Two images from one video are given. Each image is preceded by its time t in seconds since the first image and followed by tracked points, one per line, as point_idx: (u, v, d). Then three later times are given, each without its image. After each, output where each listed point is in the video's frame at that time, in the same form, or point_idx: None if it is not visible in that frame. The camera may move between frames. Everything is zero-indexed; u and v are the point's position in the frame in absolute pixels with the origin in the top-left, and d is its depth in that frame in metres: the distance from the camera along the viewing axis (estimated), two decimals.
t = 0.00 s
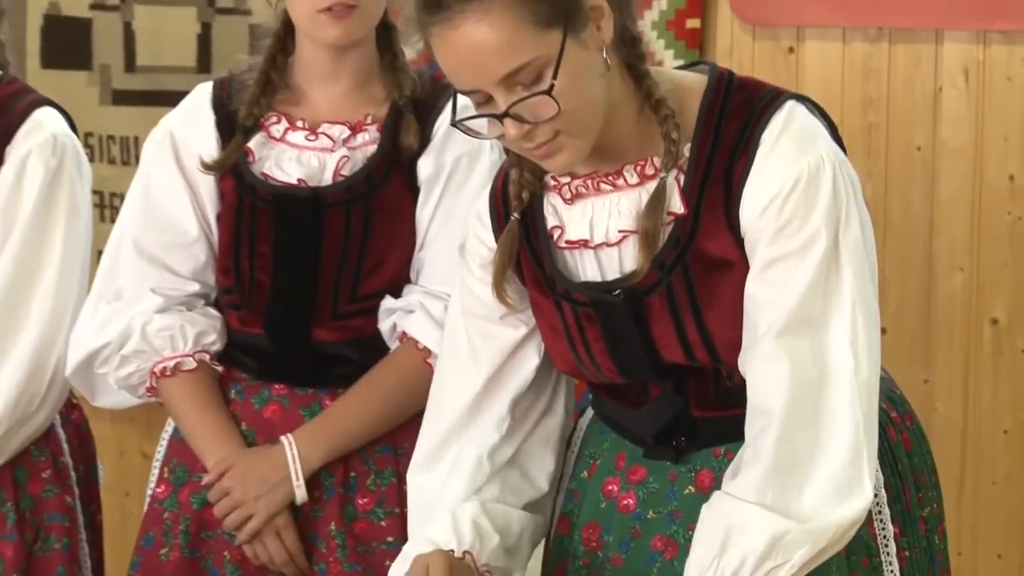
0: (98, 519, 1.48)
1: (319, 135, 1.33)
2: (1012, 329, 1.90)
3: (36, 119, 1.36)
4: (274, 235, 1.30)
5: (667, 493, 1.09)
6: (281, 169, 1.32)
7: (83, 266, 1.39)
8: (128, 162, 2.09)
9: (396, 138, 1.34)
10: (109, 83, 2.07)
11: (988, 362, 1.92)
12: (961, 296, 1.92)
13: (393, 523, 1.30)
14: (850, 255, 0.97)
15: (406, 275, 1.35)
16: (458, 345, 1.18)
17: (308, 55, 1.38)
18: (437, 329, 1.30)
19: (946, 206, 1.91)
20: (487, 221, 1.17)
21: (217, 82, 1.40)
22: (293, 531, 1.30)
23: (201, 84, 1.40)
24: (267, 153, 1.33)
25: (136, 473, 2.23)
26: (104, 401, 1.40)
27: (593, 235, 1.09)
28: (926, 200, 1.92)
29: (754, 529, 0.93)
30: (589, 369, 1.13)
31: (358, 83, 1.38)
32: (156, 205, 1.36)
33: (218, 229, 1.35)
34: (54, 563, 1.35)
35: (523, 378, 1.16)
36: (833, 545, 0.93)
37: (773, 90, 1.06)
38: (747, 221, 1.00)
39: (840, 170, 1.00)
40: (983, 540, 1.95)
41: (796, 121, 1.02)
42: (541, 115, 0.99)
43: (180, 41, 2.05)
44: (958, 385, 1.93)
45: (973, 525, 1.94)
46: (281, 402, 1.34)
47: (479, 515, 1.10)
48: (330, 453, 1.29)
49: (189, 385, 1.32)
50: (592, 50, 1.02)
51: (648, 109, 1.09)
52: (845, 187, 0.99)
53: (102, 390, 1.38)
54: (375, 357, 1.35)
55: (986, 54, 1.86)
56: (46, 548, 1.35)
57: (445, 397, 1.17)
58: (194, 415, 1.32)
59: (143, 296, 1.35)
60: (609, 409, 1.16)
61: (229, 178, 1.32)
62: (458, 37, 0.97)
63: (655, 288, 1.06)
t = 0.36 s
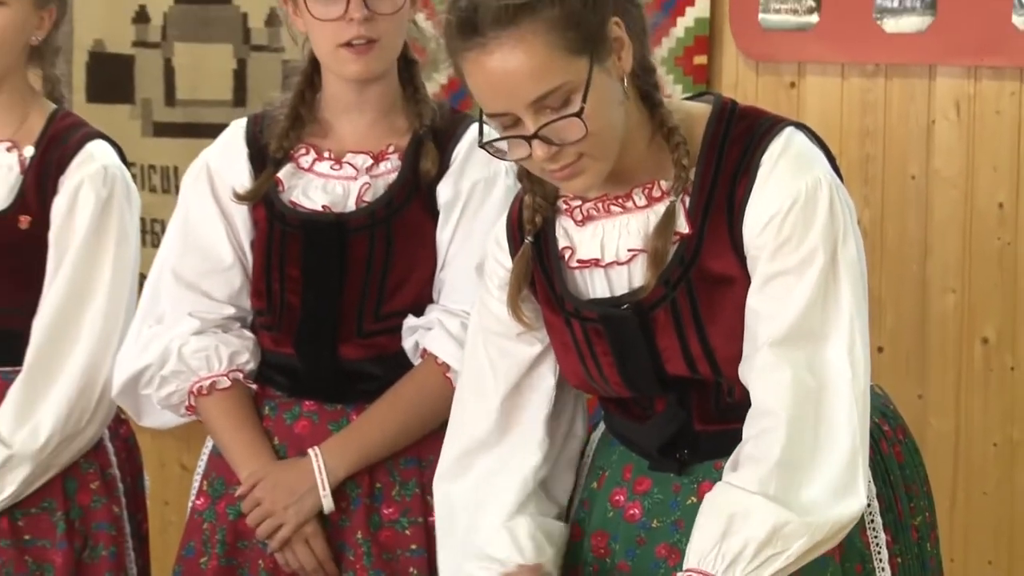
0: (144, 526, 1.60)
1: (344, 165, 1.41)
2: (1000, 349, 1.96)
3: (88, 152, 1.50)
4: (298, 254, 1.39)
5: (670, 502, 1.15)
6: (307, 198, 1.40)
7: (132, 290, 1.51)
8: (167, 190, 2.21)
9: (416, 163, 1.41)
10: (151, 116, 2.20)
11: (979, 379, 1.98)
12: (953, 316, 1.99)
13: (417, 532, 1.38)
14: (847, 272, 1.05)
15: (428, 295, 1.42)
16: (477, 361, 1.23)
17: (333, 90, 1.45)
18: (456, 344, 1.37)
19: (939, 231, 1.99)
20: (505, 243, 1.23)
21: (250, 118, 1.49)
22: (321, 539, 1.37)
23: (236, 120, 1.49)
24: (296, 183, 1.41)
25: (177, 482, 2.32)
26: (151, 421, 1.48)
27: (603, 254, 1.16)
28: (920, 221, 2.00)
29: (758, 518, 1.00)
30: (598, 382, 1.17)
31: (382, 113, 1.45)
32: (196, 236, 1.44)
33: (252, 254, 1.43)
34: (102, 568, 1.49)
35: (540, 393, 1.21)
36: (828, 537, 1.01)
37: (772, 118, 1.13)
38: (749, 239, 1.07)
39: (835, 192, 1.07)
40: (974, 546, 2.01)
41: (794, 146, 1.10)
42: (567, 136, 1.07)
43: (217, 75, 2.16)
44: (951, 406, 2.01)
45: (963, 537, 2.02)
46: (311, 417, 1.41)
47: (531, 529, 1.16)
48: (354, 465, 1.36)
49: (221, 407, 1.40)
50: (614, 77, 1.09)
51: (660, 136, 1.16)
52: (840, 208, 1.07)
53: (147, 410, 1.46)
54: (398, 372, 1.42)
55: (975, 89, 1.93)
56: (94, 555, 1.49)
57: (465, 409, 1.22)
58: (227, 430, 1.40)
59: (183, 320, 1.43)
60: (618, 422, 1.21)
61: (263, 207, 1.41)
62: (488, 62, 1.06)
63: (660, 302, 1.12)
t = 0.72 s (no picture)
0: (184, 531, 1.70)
1: (362, 191, 1.49)
2: (990, 364, 2.05)
3: (131, 178, 1.58)
4: (321, 276, 1.46)
5: (676, 509, 1.21)
6: (328, 222, 1.48)
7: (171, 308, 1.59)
8: (203, 214, 2.33)
9: (430, 188, 1.48)
10: (188, 143, 2.34)
11: (970, 393, 2.07)
12: (945, 334, 2.07)
13: (431, 540, 1.44)
14: (844, 290, 1.13)
15: (444, 313, 1.50)
16: (497, 378, 1.30)
17: (355, 120, 1.53)
18: (464, 359, 1.44)
19: (932, 253, 2.07)
20: (520, 262, 1.30)
21: (282, 149, 1.58)
22: (339, 546, 1.43)
23: (268, 152, 1.58)
24: (320, 209, 1.49)
25: (213, 489, 2.44)
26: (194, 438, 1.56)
27: (613, 274, 1.22)
28: (914, 242, 2.08)
29: (763, 519, 1.08)
30: (607, 396, 1.24)
31: (402, 140, 1.53)
32: (231, 262, 1.53)
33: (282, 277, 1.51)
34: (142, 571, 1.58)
35: (563, 410, 1.28)
36: (828, 538, 1.08)
37: (773, 145, 1.20)
38: (752, 259, 1.14)
39: (833, 215, 1.15)
40: (964, 551, 2.09)
41: (794, 171, 1.17)
42: (594, 155, 1.15)
43: (251, 106, 2.30)
44: (943, 421, 2.08)
45: (955, 546, 2.09)
46: (332, 430, 1.49)
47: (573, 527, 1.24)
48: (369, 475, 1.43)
49: (251, 421, 1.47)
50: (637, 104, 1.18)
51: (673, 162, 1.22)
52: (838, 230, 1.14)
53: (189, 428, 1.54)
54: (414, 387, 1.50)
55: (967, 118, 2.03)
56: (135, 558, 1.58)
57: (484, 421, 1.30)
58: (251, 442, 1.47)
59: (215, 341, 1.52)
60: (625, 433, 1.27)
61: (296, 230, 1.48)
62: (521, 83, 1.14)
63: (667, 319, 1.18)
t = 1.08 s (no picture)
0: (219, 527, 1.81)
1: (381, 211, 1.55)
2: (984, 372, 2.13)
3: (165, 193, 1.67)
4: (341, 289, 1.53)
5: (688, 510, 1.27)
6: (349, 239, 1.54)
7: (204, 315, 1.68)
8: (240, 230, 2.47)
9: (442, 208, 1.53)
10: (225, 164, 2.47)
11: (965, 401, 2.15)
12: (942, 344, 2.16)
13: (431, 546, 1.48)
14: (854, 306, 1.18)
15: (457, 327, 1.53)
16: (514, 380, 1.34)
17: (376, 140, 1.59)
18: (461, 375, 1.46)
19: (930, 267, 2.15)
20: (542, 273, 1.36)
21: (321, 171, 1.67)
22: (345, 549, 1.49)
23: (308, 174, 1.68)
24: (344, 228, 1.56)
25: (249, 489, 2.54)
26: (243, 441, 1.65)
27: (633, 288, 1.29)
28: (911, 258, 2.16)
29: (770, 515, 1.11)
30: (624, 402, 1.30)
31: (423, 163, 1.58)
32: (274, 279, 1.61)
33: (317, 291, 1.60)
34: (183, 565, 1.68)
35: (571, 409, 1.32)
36: (831, 538, 1.11)
37: (789, 169, 1.26)
38: (767, 276, 1.20)
39: (845, 237, 1.20)
40: (959, 549, 2.17)
41: (808, 194, 1.22)
42: (626, 175, 1.21)
43: (285, 128, 2.42)
44: (941, 423, 2.16)
45: (951, 547, 2.17)
46: (347, 439, 1.54)
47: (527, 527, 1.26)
48: (377, 479, 1.48)
49: (280, 430, 1.55)
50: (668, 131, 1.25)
51: (692, 184, 1.29)
52: (849, 251, 1.20)
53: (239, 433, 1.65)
54: (423, 398, 1.53)
55: (962, 139, 2.12)
56: (175, 554, 1.68)
57: (496, 424, 1.34)
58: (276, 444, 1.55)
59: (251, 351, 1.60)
60: (640, 437, 1.34)
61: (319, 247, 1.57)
62: (562, 104, 1.20)
63: (684, 332, 1.24)
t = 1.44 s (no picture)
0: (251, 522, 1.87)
1: (407, 226, 1.62)
2: (981, 378, 2.22)
3: (194, 205, 1.71)
4: (371, 297, 1.60)
5: (702, 509, 1.34)
6: (376, 251, 1.62)
7: (233, 319, 1.72)
8: (275, 242, 2.55)
9: (461, 225, 1.58)
10: (261, 180, 2.56)
11: (963, 404, 2.23)
12: (940, 351, 2.24)
13: (434, 549, 1.55)
14: (868, 321, 1.24)
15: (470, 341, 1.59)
16: (535, 381, 1.41)
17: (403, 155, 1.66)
18: (462, 391, 1.53)
19: (930, 278, 2.23)
20: (565, 280, 1.43)
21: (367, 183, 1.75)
22: (354, 547, 1.57)
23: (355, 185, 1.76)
24: (376, 240, 1.64)
25: (282, 488, 2.64)
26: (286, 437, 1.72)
27: (654, 299, 1.35)
28: (911, 268, 2.24)
29: (797, 519, 1.17)
30: (643, 406, 1.36)
31: (452, 180, 1.64)
32: (313, 281, 1.69)
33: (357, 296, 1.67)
34: (219, 558, 1.76)
35: (588, 410, 1.39)
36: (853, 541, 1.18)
37: (803, 188, 1.32)
38: (784, 290, 1.26)
39: (857, 255, 1.27)
40: (958, 546, 2.25)
41: (822, 214, 1.29)
42: (652, 193, 1.27)
43: (316, 147, 2.52)
44: (940, 428, 2.25)
45: (950, 543, 2.25)
46: (364, 442, 1.62)
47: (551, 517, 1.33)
48: (386, 481, 1.56)
49: (313, 428, 1.63)
50: (694, 151, 1.32)
51: (713, 201, 1.36)
52: (862, 268, 1.26)
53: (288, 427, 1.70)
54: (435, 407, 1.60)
55: (959, 157, 2.20)
56: (212, 547, 1.76)
57: (522, 427, 1.41)
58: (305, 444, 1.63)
59: (293, 354, 1.68)
60: (656, 439, 1.40)
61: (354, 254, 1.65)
62: (595, 122, 1.26)
63: (703, 342, 1.30)
